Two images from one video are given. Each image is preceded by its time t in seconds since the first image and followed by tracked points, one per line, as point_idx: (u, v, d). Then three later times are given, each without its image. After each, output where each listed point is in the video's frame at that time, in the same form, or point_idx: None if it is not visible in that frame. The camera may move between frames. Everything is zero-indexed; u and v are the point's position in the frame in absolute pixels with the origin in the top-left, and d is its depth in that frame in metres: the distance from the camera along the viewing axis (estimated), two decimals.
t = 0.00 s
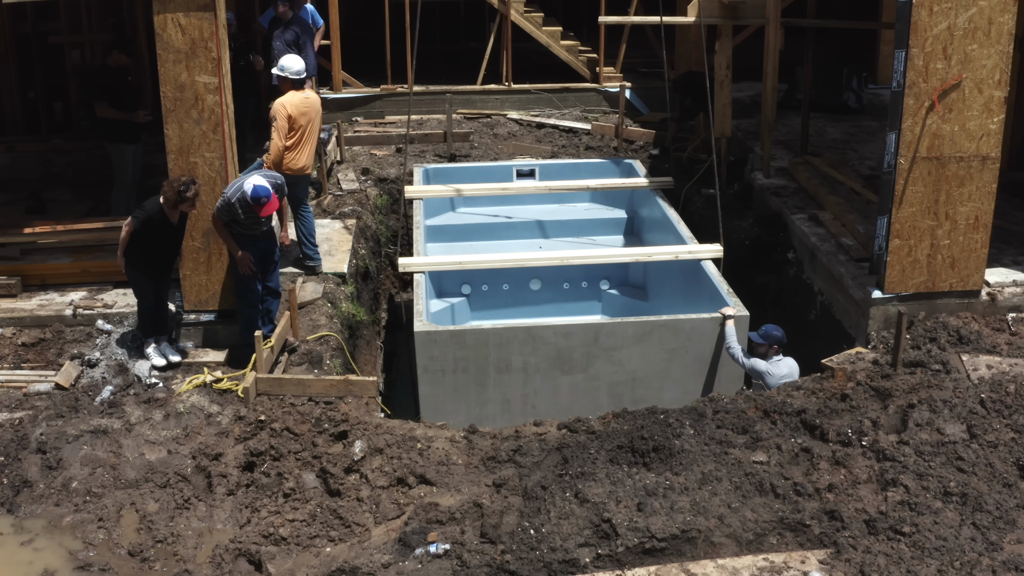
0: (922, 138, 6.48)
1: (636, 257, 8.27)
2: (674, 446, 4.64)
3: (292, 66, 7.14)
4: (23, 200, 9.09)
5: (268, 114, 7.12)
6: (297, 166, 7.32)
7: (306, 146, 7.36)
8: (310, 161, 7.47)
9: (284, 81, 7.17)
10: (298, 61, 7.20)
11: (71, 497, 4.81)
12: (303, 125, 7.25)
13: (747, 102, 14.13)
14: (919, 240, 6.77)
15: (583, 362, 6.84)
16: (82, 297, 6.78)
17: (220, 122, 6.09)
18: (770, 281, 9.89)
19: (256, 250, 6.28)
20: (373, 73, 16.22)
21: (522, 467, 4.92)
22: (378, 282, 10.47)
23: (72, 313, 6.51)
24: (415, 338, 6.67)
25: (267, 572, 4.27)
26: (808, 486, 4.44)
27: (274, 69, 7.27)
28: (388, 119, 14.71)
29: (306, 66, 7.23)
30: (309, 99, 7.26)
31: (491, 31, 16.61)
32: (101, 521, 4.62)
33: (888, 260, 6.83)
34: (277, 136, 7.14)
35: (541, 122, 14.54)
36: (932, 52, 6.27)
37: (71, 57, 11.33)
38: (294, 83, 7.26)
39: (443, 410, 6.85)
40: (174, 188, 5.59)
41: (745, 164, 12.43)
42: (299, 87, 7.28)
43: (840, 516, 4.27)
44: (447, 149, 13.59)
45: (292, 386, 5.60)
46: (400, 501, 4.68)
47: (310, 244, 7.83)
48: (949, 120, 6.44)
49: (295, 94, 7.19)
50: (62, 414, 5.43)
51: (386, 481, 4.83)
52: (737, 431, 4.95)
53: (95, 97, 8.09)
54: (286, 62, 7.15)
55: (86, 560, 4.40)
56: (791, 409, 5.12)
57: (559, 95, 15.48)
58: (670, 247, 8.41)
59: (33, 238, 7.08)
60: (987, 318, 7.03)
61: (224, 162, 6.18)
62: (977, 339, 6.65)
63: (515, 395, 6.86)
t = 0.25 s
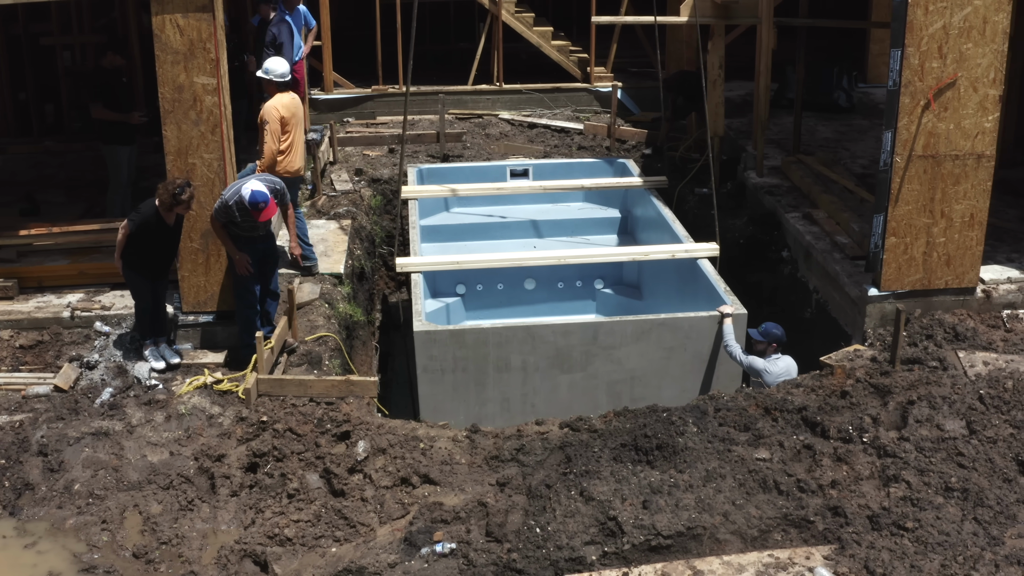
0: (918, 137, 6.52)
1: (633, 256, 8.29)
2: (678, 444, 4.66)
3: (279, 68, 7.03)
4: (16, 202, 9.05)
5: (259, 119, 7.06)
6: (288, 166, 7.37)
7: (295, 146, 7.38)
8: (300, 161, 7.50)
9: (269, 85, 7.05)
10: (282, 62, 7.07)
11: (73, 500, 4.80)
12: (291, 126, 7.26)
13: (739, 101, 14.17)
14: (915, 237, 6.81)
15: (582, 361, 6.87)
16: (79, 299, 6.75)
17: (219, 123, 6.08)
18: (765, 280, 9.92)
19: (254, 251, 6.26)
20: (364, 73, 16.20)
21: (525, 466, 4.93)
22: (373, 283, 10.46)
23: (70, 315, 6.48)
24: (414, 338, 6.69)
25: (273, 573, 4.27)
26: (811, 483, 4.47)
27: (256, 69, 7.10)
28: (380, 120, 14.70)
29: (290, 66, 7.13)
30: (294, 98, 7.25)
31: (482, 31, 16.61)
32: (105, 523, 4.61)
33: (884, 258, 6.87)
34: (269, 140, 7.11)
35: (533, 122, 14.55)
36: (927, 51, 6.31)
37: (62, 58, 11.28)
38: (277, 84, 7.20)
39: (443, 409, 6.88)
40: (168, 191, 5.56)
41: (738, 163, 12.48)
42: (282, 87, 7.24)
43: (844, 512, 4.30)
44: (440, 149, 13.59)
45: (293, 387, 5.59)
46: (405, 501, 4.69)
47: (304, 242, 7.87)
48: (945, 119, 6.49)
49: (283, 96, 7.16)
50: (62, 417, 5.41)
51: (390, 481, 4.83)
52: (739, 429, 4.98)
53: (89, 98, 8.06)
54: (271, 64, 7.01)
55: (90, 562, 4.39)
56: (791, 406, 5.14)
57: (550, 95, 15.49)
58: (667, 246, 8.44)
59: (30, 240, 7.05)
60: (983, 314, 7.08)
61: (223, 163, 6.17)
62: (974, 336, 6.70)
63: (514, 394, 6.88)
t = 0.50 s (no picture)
0: (913, 135, 6.57)
1: (629, 255, 8.30)
2: (681, 441, 4.67)
3: (250, 72, 6.96)
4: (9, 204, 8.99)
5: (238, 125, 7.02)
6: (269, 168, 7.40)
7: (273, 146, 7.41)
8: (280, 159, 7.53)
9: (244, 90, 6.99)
10: (253, 65, 7.01)
11: (75, 502, 4.79)
12: (266, 127, 7.23)
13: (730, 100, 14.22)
14: (910, 235, 6.86)
15: (581, 359, 6.90)
16: (76, 300, 6.72)
17: (217, 124, 6.07)
18: (759, 278, 9.96)
19: (252, 253, 6.24)
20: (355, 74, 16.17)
21: (527, 464, 4.94)
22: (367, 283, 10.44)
23: (67, 317, 6.45)
24: (413, 337, 6.70)
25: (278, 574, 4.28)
26: (814, 479, 4.50)
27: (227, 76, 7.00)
28: (371, 120, 14.67)
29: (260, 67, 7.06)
30: (266, 100, 7.24)
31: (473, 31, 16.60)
32: (107, 525, 4.60)
33: (880, 255, 6.92)
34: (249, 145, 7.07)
35: (525, 121, 14.56)
36: (923, 50, 6.35)
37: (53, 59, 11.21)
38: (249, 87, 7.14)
39: (442, 409, 6.89)
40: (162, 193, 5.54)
41: (730, 162, 12.52)
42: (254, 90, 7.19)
43: (846, 508, 4.33)
44: (432, 149, 13.58)
45: (294, 388, 5.58)
46: (408, 501, 4.69)
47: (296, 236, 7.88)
48: (940, 117, 6.53)
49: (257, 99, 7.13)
50: (62, 419, 5.39)
51: (393, 481, 4.83)
52: (740, 426, 5.00)
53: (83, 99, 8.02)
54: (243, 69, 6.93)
55: (94, 565, 4.38)
56: (792, 403, 5.16)
57: (541, 94, 15.51)
58: (663, 245, 8.46)
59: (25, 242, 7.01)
60: (977, 311, 7.13)
61: (221, 163, 6.16)
62: (969, 333, 6.75)
63: (513, 393, 6.90)
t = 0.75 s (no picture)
0: (909, 133, 6.61)
1: (626, 254, 8.32)
2: (684, 439, 4.69)
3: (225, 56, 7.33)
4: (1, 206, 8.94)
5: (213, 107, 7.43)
6: (245, 151, 7.70)
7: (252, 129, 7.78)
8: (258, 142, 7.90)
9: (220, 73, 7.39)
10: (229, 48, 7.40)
11: (77, 504, 4.77)
12: (241, 110, 7.62)
13: (721, 100, 14.27)
14: (906, 233, 6.90)
15: (579, 359, 6.92)
16: (72, 302, 6.69)
17: (214, 125, 6.06)
18: (753, 277, 9.98)
19: (250, 254, 6.20)
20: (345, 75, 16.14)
21: (529, 463, 4.95)
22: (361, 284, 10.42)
23: (64, 319, 6.42)
24: (412, 337, 6.71)
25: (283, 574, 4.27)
26: (816, 475, 4.52)
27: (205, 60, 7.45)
28: (362, 121, 14.65)
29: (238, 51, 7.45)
30: (242, 84, 7.62)
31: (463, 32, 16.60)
32: (110, 527, 4.59)
33: (876, 253, 6.96)
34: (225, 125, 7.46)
35: (516, 121, 14.57)
36: (918, 49, 6.40)
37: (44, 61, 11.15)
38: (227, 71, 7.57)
39: (441, 408, 6.90)
40: (157, 194, 5.49)
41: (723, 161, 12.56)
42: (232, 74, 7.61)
43: (849, 504, 4.36)
44: (425, 150, 13.56)
45: (294, 389, 5.57)
46: (412, 500, 4.69)
47: (282, 220, 8.12)
48: (935, 115, 6.58)
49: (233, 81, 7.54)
50: (62, 421, 5.37)
51: (396, 481, 4.83)
52: (741, 424, 5.02)
53: (76, 100, 7.98)
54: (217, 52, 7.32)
55: (98, 567, 4.37)
56: (792, 401, 5.18)
57: (531, 94, 15.52)
58: (658, 244, 8.48)
59: (20, 244, 6.97)
60: (972, 308, 7.18)
61: (218, 164, 6.14)
62: (965, 329, 6.80)
63: (512, 392, 6.91)
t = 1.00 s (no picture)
0: (904, 132, 6.66)
1: (622, 253, 8.35)
2: (686, 437, 4.71)
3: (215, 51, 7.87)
4: None
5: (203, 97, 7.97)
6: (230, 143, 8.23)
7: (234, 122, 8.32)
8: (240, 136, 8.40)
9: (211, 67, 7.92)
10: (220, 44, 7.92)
11: (78, 507, 4.76)
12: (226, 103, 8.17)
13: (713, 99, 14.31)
14: (901, 231, 6.94)
15: (578, 358, 6.93)
16: (69, 305, 6.66)
17: (212, 126, 6.04)
18: (747, 276, 10.02)
19: (249, 256, 6.17)
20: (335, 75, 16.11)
21: (532, 463, 4.95)
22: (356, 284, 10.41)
23: (61, 321, 6.38)
24: (410, 338, 6.71)
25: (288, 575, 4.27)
26: (818, 473, 4.55)
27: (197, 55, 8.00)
28: (353, 122, 14.63)
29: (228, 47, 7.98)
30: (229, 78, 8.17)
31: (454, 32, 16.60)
32: (113, 529, 4.58)
33: (871, 251, 7.00)
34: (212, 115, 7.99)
35: (508, 122, 14.57)
36: (913, 48, 6.44)
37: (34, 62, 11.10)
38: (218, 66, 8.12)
39: (439, 408, 6.91)
40: (157, 191, 5.47)
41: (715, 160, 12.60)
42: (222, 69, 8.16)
43: (852, 501, 4.38)
44: (417, 150, 13.55)
45: (294, 390, 5.57)
46: (415, 500, 4.70)
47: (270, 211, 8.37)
48: (930, 114, 6.63)
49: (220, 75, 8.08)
50: (61, 423, 5.35)
51: (399, 481, 4.83)
52: (742, 422, 5.04)
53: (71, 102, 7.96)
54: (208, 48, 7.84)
55: (101, 570, 4.36)
56: (792, 399, 5.20)
57: (523, 95, 15.53)
58: (654, 243, 8.51)
59: (15, 246, 6.93)
60: (967, 305, 7.23)
61: (216, 165, 6.13)
62: (960, 326, 6.84)
63: (510, 392, 6.92)
